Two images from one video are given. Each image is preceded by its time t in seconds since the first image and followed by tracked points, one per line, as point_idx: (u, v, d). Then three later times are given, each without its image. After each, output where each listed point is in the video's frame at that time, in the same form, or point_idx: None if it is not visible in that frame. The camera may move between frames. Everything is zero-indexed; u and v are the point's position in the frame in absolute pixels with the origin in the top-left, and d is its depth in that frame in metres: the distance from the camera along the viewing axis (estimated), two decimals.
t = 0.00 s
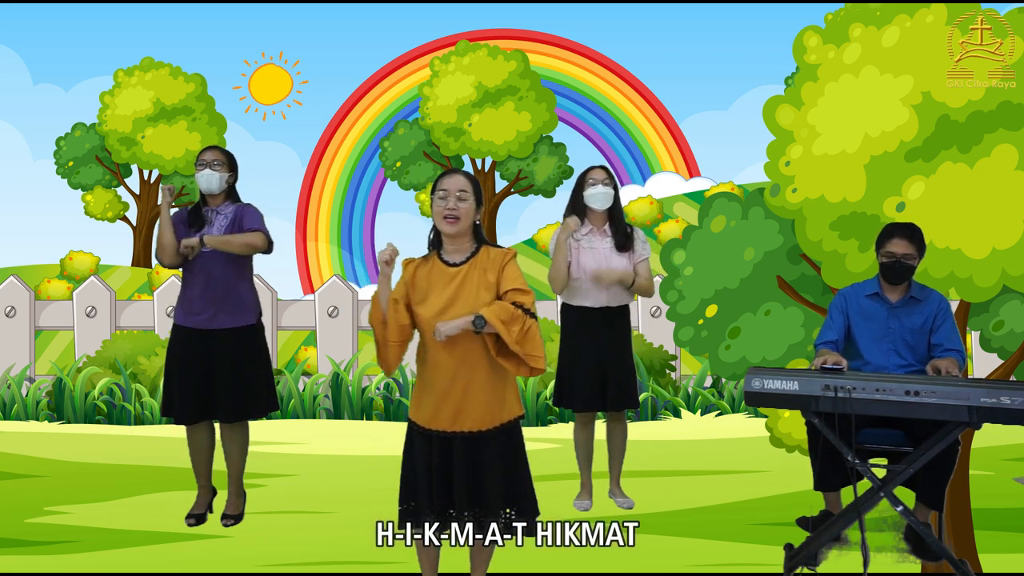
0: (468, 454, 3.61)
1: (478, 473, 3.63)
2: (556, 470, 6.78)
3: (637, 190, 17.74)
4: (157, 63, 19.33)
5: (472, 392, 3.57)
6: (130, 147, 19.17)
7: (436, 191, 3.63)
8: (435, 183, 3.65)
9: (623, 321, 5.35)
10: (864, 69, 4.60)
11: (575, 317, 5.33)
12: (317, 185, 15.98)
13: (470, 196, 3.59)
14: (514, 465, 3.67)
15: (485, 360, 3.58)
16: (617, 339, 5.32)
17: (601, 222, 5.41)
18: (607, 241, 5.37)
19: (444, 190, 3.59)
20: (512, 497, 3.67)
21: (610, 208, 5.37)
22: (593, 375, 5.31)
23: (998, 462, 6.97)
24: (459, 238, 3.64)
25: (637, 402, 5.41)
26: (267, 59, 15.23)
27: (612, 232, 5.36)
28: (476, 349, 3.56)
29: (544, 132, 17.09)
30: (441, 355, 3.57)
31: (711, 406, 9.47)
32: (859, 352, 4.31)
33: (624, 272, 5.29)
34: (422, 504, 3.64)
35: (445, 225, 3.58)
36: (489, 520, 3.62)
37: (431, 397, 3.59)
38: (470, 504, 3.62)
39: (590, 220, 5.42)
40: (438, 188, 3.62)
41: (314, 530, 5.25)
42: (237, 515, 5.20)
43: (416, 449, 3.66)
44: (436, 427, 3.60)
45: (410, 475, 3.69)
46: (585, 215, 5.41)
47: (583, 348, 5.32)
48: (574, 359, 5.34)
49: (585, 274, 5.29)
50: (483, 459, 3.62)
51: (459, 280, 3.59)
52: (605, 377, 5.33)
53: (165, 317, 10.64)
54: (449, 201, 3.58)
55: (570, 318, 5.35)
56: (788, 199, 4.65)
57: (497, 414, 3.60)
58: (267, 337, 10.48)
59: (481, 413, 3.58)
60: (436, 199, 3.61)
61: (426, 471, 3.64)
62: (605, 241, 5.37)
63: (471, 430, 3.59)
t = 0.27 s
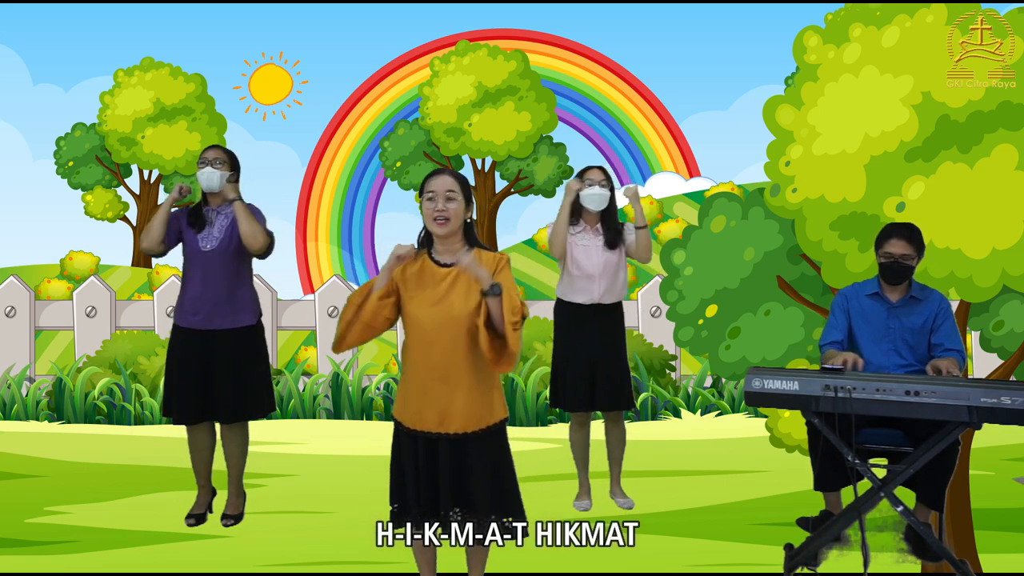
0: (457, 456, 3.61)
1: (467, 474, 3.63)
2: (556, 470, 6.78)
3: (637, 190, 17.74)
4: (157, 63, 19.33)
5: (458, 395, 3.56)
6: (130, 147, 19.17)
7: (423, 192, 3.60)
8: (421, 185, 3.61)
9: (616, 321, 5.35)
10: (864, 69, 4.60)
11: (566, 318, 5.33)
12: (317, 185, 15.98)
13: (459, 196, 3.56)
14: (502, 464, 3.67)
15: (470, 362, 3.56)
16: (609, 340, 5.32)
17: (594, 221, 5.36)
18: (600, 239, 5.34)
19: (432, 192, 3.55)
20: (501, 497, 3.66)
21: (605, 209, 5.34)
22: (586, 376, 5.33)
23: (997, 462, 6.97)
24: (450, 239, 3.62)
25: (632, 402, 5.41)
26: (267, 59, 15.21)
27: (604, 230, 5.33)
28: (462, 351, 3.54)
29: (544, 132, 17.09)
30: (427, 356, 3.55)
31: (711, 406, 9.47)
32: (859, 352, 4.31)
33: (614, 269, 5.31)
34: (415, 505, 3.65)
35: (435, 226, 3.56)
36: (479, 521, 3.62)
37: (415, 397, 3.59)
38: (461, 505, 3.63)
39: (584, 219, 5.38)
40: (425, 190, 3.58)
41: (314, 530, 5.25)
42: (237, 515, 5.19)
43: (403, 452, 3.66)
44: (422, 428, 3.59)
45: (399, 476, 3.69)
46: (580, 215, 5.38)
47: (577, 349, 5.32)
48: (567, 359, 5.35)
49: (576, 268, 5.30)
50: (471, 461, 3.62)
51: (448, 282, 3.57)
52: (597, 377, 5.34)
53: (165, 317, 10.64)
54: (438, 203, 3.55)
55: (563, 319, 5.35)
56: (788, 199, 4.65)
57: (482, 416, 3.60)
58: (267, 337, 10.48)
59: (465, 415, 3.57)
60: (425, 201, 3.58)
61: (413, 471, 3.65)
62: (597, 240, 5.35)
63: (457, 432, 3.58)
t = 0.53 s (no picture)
0: (451, 457, 3.63)
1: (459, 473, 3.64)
2: (556, 470, 6.78)
3: (637, 190, 17.75)
4: (157, 63, 19.33)
5: (455, 393, 3.58)
6: (130, 147, 19.16)
7: (419, 194, 3.60)
8: (416, 187, 3.61)
9: (613, 322, 5.35)
10: (865, 69, 4.60)
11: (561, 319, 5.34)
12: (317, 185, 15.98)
13: (456, 197, 3.58)
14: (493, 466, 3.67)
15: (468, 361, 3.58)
16: (605, 341, 5.31)
17: (589, 224, 5.40)
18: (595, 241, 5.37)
19: (429, 193, 3.56)
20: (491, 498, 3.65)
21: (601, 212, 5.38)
22: (581, 375, 5.32)
23: (997, 462, 6.97)
24: (445, 239, 3.62)
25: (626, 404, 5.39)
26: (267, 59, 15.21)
27: (600, 232, 5.36)
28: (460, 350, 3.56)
29: (544, 132, 17.09)
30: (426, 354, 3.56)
31: (711, 407, 9.47)
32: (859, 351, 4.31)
33: (610, 269, 5.32)
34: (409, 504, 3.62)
35: (434, 228, 3.57)
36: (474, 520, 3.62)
37: (412, 396, 3.60)
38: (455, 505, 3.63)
39: (580, 221, 5.41)
40: (421, 192, 3.59)
41: (314, 530, 5.25)
42: (237, 515, 5.20)
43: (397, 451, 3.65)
44: (418, 427, 3.60)
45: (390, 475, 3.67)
46: (576, 217, 5.40)
47: (573, 350, 5.32)
48: (563, 359, 5.35)
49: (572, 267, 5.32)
50: (468, 459, 3.63)
51: (447, 280, 3.57)
52: (591, 376, 5.33)
53: (165, 317, 10.64)
54: (435, 205, 3.56)
55: (560, 319, 5.35)
56: (788, 199, 4.64)
57: (478, 414, 3.62)
58: (267, 337, 10.49)
59: (463, 413, 3.59)
60: (421, 203, 3.58)
61: (405, 471, 3.64)
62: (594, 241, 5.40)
63: (454, 430, 3.60)
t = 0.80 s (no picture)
0: (451, 456, 3.61)
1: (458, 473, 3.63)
2: (556, 470, 6.78)
3: (637, 190, 17.74)
4: (157, 63, 19.33)
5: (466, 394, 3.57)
6: (130, 147, 19.16)
7: (423, 195, 3.62)
8: (419, 188, 3.63)
9: (614, 322, 5.35)
10: (864, 69, 4.60)
11: (562, 318, 5.34)
12: (317, 185, 15.97)
13: (460, 194, 3.61)
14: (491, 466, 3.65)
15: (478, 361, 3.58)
16: (604, 341, 5.32)
17: (590, 222, 5.43)
18: (597, 239, 5.39)
19: (434, 193, 3.58)
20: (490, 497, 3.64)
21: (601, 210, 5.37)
22: (580, 374, 5.33)
23: (997, 462, 6.97)
24: (451, 239, 3.65)
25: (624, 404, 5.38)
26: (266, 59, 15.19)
27: (601, 230, 5.38)
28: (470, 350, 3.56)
29: (544, 132, 17.09)
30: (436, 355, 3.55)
31: (711, 406, 9.47)
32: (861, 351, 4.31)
33: (611, 268, 5.31)
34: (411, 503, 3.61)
35: (440, 227, 3.58)
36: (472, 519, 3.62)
37: (422, 397, 3.58)
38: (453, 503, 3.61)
39: (581, 220, 5.44)
40: (425, 193, 3.60)
41: (314, 530, 5.25)
42: (237, 515, 5.18)
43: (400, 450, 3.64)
44: (427, 427, 3.58)
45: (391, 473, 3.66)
46: (577, 216, 5.43)
47: (573, 349, 5.32)
48: (562, 358, 5.35)
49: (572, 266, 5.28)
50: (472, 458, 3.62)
51: (455, 282, 3.58)
52: (591, 376, 5.33)
53: (166, 317, 10.64)
54: (440, 204, 3.58)
55: (560, 318, 5.35)
56: (788, 199, 4.65)
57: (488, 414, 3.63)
58: (267, 337, 10.49)
59: (474, 413, 3.59)
60: (427, 204, 3.60)
61: (408, 470, 3.63)
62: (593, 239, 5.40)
63: (463, 430, 3.59)
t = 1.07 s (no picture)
0: (458, 454, 3.61)
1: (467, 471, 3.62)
2: (556, 470, 6.78)
3: (637, 190, 17.75)
4: (157, 63, 19.33)
5: (477, 389, 3.57)
6: (130, 147, 19.16)
7: (431, 194, 3.61)
8: (426, 187, 3.62)
9: (616, 322, 5.35)
10: (864, 69, 4.60)
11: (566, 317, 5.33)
12: (317, 185, 15.97)
13: (466, 194, 3.59)
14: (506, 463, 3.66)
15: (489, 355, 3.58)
16: (606, 341, 5.32)
17: (594, 222, 5.42)
18: (601, 240, 5.39)
19: (441, 193, 3.57)
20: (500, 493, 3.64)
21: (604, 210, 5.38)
22: (583, 374, 5.33)
23: (997, 462, 6.97)
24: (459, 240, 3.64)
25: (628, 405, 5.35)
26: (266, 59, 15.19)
27: (605, 231, 5.38)
28: (481, 344, 3.56)
29: (545, 132, 17.09)
30: (447, 350, 3.54)
31: (711, 406, 9.47)
32: (863, 349, 4.31)
33: (615, 269, 5.33)
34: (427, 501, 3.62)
35: (446, 229, 3.57)
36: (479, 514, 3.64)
37: (434, 393, 3.56)
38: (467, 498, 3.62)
39: (584, 220, 5.43)
40: (432, 192, 3.59)
41: (315, 530, 5.25)
42: (237, 515, 5.20)
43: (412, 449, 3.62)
44: (438, 423, 3.57)
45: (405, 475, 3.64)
46: (580, 216, 5.42)
47: (577, 347, 5.32)
48: (567, 356, 5.35)
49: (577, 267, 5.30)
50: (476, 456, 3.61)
51: (463, 277, 3.57)
52: (595, 375, 5.33)
53: (165, 317, 10.64)
54: (446, 203, 3.57)
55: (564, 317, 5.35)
56: (788, 199, 4.65)
57: (498, 410, 3.63)
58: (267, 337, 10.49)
59: (485, 408, 3.58)
60: (434, 203, 3.59)
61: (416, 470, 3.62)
62: (597, 240, 5.39)
63: (474, 427, 3.59)
